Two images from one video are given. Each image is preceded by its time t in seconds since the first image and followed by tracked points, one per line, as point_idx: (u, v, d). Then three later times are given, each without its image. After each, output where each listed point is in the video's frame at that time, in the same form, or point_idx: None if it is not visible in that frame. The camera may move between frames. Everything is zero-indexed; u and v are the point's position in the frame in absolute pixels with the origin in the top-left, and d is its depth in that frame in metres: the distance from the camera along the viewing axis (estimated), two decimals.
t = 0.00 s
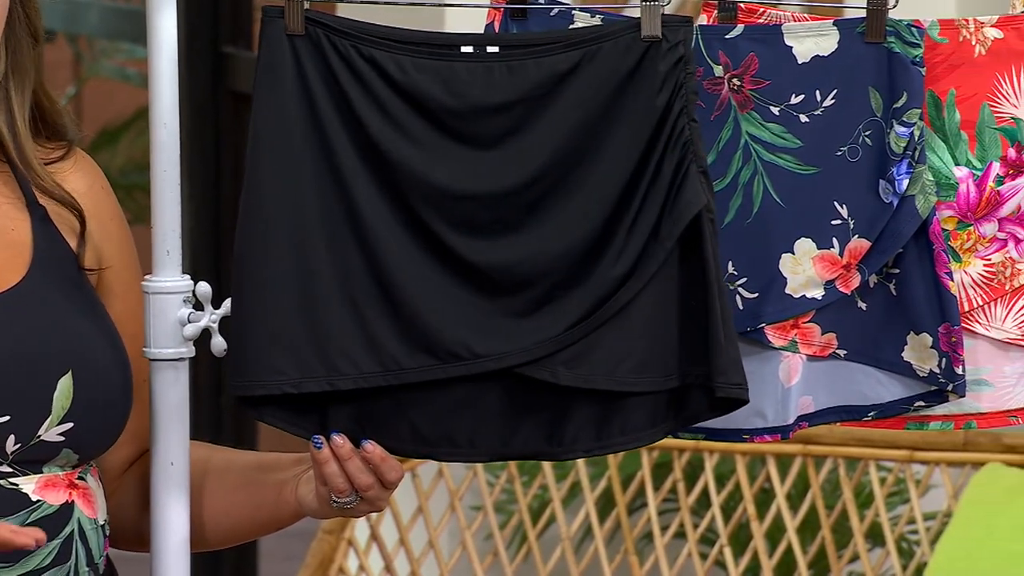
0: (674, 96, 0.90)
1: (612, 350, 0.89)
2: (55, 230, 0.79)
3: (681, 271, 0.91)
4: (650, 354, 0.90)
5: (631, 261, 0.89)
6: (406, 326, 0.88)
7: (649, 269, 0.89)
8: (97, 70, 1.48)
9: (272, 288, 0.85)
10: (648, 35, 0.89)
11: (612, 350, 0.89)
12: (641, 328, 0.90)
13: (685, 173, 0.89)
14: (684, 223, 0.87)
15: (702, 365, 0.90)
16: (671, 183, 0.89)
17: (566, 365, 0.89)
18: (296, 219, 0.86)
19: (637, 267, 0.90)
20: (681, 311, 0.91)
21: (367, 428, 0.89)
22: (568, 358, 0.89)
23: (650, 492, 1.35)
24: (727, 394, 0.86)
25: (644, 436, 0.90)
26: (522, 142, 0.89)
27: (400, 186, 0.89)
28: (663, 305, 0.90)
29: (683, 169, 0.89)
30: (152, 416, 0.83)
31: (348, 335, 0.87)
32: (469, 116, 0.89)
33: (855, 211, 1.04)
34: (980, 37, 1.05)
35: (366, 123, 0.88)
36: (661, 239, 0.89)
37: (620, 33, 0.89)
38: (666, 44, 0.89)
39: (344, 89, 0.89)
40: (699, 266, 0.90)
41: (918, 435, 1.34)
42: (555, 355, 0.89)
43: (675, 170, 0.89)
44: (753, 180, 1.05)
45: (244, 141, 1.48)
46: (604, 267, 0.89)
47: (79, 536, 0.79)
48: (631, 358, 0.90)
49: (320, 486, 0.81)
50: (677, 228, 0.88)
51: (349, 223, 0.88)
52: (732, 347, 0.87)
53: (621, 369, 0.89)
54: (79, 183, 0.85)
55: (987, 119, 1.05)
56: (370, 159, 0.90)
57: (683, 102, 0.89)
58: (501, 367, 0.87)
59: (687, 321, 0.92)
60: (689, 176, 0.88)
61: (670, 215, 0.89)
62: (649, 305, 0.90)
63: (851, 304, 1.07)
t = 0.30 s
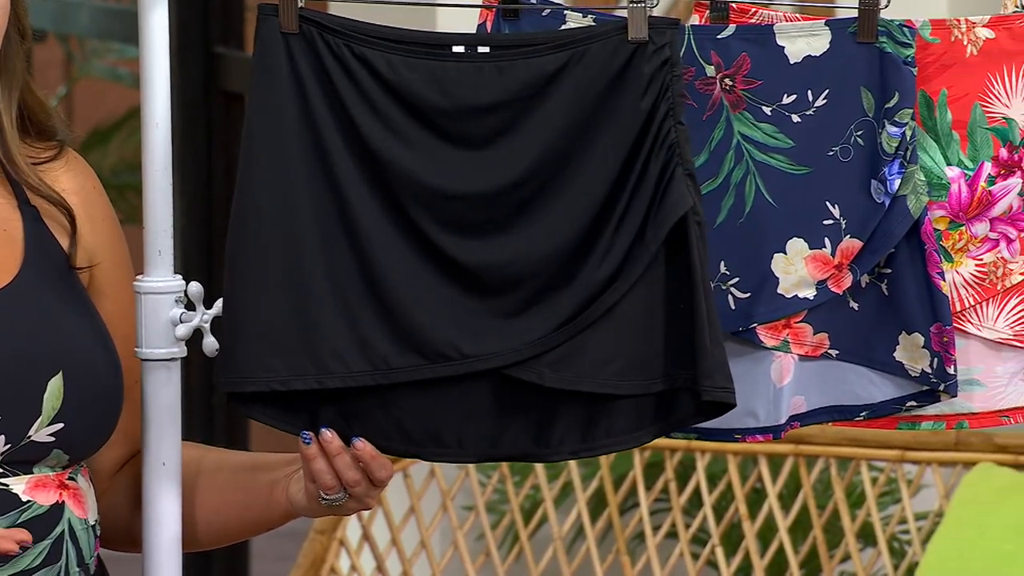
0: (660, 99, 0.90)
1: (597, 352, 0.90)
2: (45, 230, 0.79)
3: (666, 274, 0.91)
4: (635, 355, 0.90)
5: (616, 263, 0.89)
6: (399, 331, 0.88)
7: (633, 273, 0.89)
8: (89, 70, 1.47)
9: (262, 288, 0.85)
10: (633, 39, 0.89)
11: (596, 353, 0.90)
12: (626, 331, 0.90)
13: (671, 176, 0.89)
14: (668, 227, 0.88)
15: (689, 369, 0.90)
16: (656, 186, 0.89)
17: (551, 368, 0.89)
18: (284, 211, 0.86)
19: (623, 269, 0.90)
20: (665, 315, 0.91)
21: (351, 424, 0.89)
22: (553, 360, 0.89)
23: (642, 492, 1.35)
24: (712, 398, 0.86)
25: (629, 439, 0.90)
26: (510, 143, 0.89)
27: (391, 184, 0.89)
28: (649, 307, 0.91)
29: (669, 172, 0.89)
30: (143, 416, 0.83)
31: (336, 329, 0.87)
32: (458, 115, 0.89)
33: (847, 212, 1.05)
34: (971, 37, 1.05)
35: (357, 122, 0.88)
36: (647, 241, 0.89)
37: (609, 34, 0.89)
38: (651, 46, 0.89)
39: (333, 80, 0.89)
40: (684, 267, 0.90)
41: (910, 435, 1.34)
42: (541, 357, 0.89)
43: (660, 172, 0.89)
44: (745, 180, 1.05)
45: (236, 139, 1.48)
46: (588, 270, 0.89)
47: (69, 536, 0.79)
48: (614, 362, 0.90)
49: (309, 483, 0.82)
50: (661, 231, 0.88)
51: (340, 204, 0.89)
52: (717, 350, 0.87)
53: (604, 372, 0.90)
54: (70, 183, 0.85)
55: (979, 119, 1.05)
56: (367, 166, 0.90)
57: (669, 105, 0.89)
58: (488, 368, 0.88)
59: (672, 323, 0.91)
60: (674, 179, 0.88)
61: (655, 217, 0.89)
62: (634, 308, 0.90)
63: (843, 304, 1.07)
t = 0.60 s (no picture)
0: (638, 106, 0.91)
1: (570, 356, 0.91)
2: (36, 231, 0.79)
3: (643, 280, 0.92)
4: (607, 360, 0.92)
5: (588, 270, 0.90)
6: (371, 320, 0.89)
7: (606, 279, 0.91)
8: (81, 69, 1.45)
9: (252, 289, 0.85)
10: (613, 45, 0.90)
11: (571, 356, 0.91)
12: (599, 336, 0.91)
13: (645, 184, 0.90)
14: (643, 234, 0.89)
15: (660, 377, 0.91)
16: (632, 194, 0.91)
17: (525, 369, 0.90)
18: (269, 216, 0.87)
19: (597, 273, 0.91)
20: (637, 322, 0.92)
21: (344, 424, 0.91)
22: (526, 362, 0.91)
23: (635, 492, 1.36)
24: (681, 406, 0.87)
25: (599, 445, 0.91)
26: (488, 144, 0.90)
27: (372, 182, 0.89)
28: (624, 313, 0.92)
29: (644, 179, 0.90)
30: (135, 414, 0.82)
31: (321, 330, 0.88)
32: (439, 115, 0.90)
33: (840, 211, 1.04)
34: (964, 37, 1.04)
35: (342, 119, 0.88)
36: (621, 247, 0.91)
37: (588, 40, 0.90)
38: (631, 53, 0.91)
39: (317, 75, 0.89)
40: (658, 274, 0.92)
41: (903, 435, 1.35)
42: (513, 359, 0.90)
43: (635, 179, 0.91)
44: (737, 180, 1.05)
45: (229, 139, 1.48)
46: (562, 276, 0.91)
47: (58, 538, 0.79)
48: (586, 367, 0.91)
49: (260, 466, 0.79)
50: (635, 237, 0.89)
51: (320, 222, 0.89)
52: (689, 357, 0.88)
53: (576, 378, 0.91)
54: (65, 188, 0.85)
55: (971, 119, 1.05)
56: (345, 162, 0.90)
57: (645, 113, 0.91)
58: (464, 367, 0.89)
59: (648, 328, 0.92)
60: (649, 188, 0.90)
61: (628, 224, 0.91)
62: (608, 314, 0.92)
63: (836, 304, 1.06)
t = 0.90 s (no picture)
0: (626, 108, 0.91)
1: (560, 357, 0.92)
2: (27, 231, 0.79)
3: (632, 282, 0.92)
4: (596, 360, 0.92)
5: (577, 269, 0.90)
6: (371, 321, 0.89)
7: (594, 282, 0.91)
8: (73, 70, 1.45)
9: (245, 289, 0.85)
10: (602, 46, 0.90)
11: (561, 356, 0.92)
12: (587, 337, 0.92)
13: (634, 185, 0.90)
14: (631, 235, 0.89)
15: (647, 376, 0.91)
16: (620, 194, 0.91)
17: (515, 370, 0.91)
18: (267, 213, 0.86)
19: (586, 274, 0.91)
20: (624, 325, 0.92)
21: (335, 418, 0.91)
22: (517, 362, 0.91)
23: (628, 492, 1.35)
24: (668, 408, 0.87)
25: (589, 445, 0.91)
26: (479, 145, 0.91)
27: (369, 181, 0.90)
28: (612, 314, 0.92)
29: (632, 180, 0.90)
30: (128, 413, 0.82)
31: (315, 328, 0.88)
32: (433, 115, 0.90)
33: (832, 211, 1.04)
34: (956, 37, 1.05)
35: (337, 118, 0.88)
36: (608, 249, 0.91)
37: (577, 41, 0.90)
38: (618, 55, 0.91)
39: (314, 76, 0.89)
40: (644, 275, 0.92)
41: (895, 435, 1.35)
42: (506, 358, 0.91)
43: (624, 180, 0.91)
44: (730, 180, 1.05)
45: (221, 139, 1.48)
46: (552, 276, 0.91)
47: (46, 539, 0.79)
48: (576, 367, 0.92)
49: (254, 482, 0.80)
50: (623, 238, 0.89)
51: (316, 221, 0.89)
52: (677, 358, 0.88)
53: (566, 377, 0.92)
54: (60, 191, 0.85)
55: (964, 119, 1.05)
56: (342, 161, 0.90)
57: (633, 115, 0.91)
58: (457, 365, 0.89)
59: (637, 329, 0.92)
60: (637, 189, 0.90)
61: (617, 225, 0.91)
62: (596, 316, 0.92)
63: (828, 304, 1.07)
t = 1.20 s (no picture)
0: (624, 104, 0.91)
1: (566, 355, 0.91)
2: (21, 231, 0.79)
3: (632, 278, 0.92)
4: (604, 357, 0.92)
5: (581, 267, 0.90)
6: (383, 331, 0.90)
7: (600, 274, 0.91)
8: (65, 69, 1.45)
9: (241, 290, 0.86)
10: (598, 42, 0.90)
11: (568, 352, 0.92)
12: (592, 335, 0.92)
13: (634, 180, 0.90)
14: (633, 229, 0.88)
15: (653, 372, 0.91)
16: (621, 191, 0.90)
17: (523, 368, 0.91)
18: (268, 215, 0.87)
19: (590, 272, 0.91)
20: (629, 324, 0.92)
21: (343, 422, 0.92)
22: (524, 361, 0.91)
23: (620, 492, 1.36)
24: (675, 404, 0.87)
25: (599, 443, 0.91)
26: (480, 144, 0.91)
27: (370, 181, 0.90)
28: (616, 313, 0.92)
29: (632, 176, 0.90)
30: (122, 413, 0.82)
31: (326, 331, 0.89)
32: (434, 115, 0.90)
33: (826, 211, 1.04)
34: (949, 37, 1.04)
35: (340, 120, 0.89)
36: (610, 246, 0.90)
37: (573, 39, 0.90)
38: (615, 51, 0.90)
39: (318, 80, 0.89)
40: (646, 266, 0.91)
41: (889, 435, 1.35)
42: (514, 357, 0.91)
43: (624, 176, 0.90)
44: (724, 180, 1.05)
45: (215, 139, 1.47)
46: (555, 275, 0.91)
47: (42, 539, 0.79)
48: (583, 364, 0.92)
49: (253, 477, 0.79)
50: (624, 236, 0.89)
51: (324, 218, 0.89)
52: (684, 357, 0.88)
53: (574, 375, 0.92)
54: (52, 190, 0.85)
55: (957, 119, 1.05)
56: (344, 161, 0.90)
57: (631, 110, 0.90)
58: (463, 366, 0.90)
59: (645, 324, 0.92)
60: (638, 184, 0.89)
61: (619, 221, 0.90)
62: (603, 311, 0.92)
63: (821, 304, 1.07)
